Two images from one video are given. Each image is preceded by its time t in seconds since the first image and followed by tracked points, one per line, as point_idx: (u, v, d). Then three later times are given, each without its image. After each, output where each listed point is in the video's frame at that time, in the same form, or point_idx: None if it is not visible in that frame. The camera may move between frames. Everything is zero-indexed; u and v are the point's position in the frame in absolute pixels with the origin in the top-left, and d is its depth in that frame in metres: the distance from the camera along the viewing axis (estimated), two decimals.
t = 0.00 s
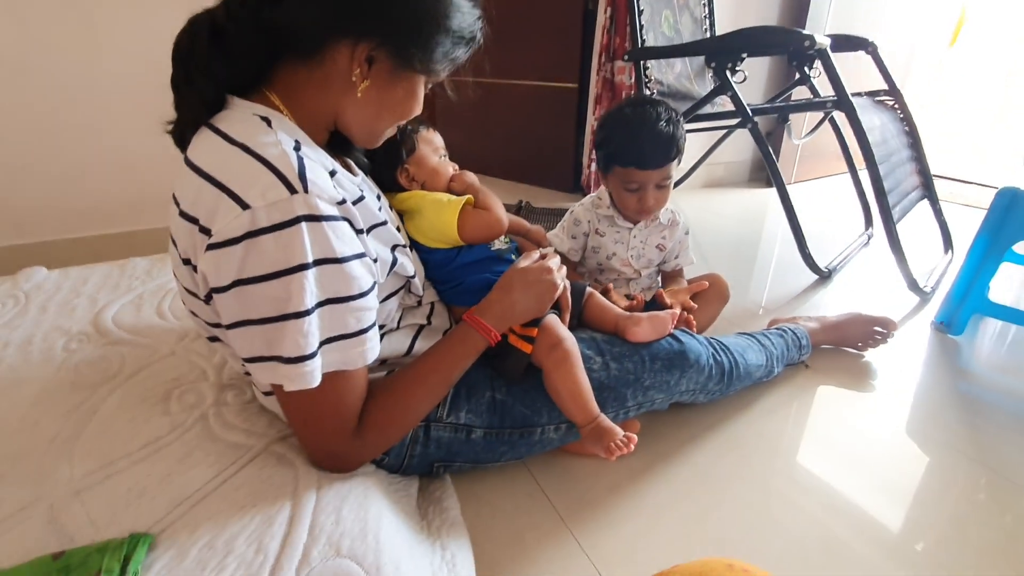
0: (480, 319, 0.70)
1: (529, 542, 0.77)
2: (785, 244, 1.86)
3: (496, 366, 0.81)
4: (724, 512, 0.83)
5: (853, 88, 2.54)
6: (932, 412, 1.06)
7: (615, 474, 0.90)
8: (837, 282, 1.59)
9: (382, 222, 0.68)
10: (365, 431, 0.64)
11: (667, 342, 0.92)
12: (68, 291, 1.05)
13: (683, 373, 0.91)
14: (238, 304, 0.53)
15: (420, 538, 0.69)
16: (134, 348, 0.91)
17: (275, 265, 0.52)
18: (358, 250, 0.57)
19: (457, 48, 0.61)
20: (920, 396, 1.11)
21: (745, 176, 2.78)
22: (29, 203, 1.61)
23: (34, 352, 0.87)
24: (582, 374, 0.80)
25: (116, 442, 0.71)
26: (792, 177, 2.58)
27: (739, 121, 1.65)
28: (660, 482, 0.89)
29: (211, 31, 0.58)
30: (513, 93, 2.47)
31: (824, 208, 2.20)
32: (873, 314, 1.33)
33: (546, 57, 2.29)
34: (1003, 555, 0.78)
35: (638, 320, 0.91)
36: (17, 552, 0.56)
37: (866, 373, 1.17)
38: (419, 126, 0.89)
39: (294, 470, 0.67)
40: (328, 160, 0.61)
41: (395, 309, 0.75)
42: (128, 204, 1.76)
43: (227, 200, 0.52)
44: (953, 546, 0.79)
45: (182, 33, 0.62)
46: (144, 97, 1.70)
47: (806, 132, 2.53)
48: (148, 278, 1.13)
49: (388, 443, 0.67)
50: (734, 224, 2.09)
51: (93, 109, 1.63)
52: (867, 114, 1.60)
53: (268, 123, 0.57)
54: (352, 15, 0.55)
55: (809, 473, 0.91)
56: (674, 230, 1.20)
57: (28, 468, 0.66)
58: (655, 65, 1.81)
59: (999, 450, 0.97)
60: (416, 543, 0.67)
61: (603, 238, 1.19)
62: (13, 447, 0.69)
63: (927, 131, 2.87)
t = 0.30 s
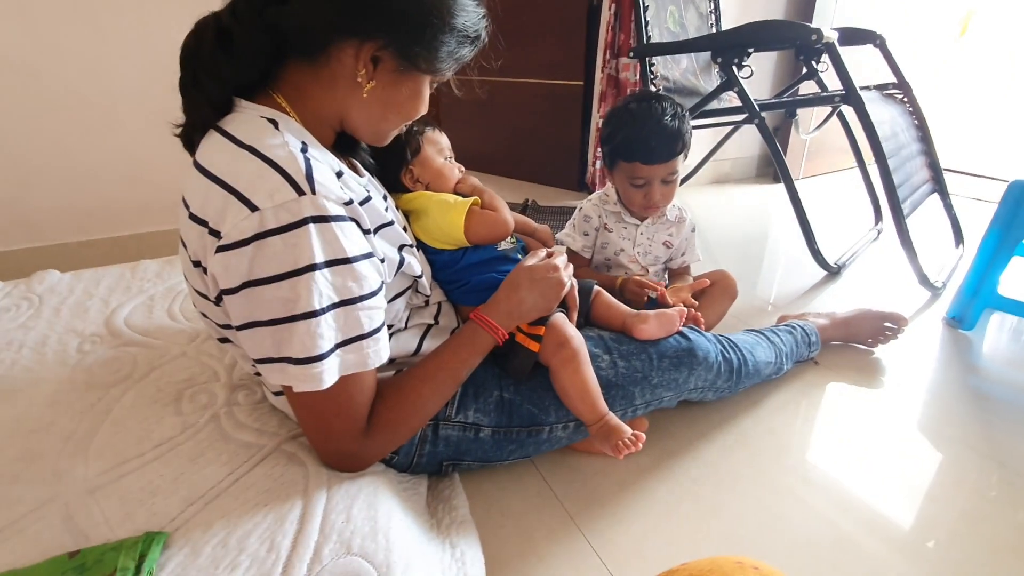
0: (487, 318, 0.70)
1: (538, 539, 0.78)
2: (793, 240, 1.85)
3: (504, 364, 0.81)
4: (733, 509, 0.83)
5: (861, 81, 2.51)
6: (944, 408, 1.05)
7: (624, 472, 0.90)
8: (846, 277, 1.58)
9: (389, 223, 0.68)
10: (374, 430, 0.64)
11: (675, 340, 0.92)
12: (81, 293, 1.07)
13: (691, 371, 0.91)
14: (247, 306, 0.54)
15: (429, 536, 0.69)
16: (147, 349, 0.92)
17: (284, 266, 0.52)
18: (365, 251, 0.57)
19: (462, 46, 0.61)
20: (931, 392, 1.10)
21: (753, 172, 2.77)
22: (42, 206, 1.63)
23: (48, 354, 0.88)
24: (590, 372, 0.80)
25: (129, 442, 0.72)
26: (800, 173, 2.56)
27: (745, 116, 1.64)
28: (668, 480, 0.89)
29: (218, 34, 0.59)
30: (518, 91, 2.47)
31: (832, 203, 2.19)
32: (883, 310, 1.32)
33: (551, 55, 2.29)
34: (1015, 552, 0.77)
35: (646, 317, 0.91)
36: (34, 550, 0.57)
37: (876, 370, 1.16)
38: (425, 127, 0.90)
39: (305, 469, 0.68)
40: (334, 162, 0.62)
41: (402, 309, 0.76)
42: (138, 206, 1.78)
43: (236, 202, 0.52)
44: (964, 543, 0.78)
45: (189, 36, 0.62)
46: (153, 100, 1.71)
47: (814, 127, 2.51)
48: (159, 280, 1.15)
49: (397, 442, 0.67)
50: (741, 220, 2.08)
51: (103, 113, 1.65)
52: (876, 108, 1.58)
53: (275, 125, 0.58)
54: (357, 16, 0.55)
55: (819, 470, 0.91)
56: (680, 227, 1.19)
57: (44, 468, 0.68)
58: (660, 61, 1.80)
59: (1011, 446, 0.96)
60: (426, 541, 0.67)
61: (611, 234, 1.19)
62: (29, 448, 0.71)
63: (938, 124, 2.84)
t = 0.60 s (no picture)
0: (494, 315, 0.70)
1: (547, 536, 0.78)
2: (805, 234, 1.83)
3: (511, 361, 0.81)
4: (743, 505, 0.83)
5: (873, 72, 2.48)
6: (959, 403, 1.04)
7: (633, 468, 0.90)
8: (859, 271, 1.56)
9: (394, 222, 0.68)
10: (382, 428, 0.65)
11: (683, 335, 0.91)
12: (95, 295, 1.09)
13: (700, 367, 0.91)
14: (255, 304, 0.55)
15: (437, 532, 0.70)
16: (159, 349, 0.93)
17: (290, 266, 0.53)
18: (370, 249, 0.58)
19: (465, 45, 0.61)
20: (946, 387, 1.08)
21: (763, 166, 2.74)
22: (58, 211, 1.66)
23: (64, 355, 0.90)
24: (597, 368, 0.80)
25: (142, 440, 0.73)
26: (811, 166, 2.53)
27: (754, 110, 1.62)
28: (678, 476, 0.88)
29: (224, 37, 0.60)
30: (525, 89, 2.47)
31: (845, 197, 2.16)
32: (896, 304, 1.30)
33: (557, 52, 2.29)
34: None
35: (654, 313, 0.90)
36: (49, 546, 0.58)
37: (889, 364, 1.15)
38: (431, 127, 0.90)
39: (314, 466, 0.68)
40: (340, 162, 0.62)
41: (409, 307, 0.76)
42: (151, 208, 1.81)
43: (243, 203, 0.53)
44: (980, 539, 0.77)
45: (196, 39, 0.63)
46: (164, 104, 1.73)
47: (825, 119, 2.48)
48: (171, 281, 1.16)
49: (405, 439, 0.68)
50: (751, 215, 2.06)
51: (116, 118, 1.67)
52: (887, 99, 1.56)
53: (281, 126, 0.58)
54: (360, 16, 0.55)
55: (830, 465, 0.90)
56: (689, 223, 1.19)
57: (60, 466, 0.69)
58: (667, 56, 1.79)
59: None
60: (434, 538, 0.68)
61: (620, 231, 1.19)
62: (45, 447, 0.72)
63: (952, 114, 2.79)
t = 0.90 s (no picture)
0: (505, 310, 0.71)
1: (561, 528, 0.78)
2: (822, 227, 1.81)
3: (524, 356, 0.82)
4: (758, 498, 0.83)
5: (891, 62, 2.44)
6: (980, 396, 1.02)
7: (647, 462, 0.90)
8: (878, 264, 1.54)
9: (407, 219, 0.70)
10: (396, 421, 0.66)
11: (695, 329, 0.91)
12: (121, 296, 1.12)
13: (713, 360, 0.91)
14: (273, 299, 0.56)
15: (452, 523, 0.71)
16: (183, 346, 0.96)
17: (307, 261, 0.54)
18: (384, 245, 0.59)
19: (474, 43, 0.62)
20: (967, 380, 1.06)
21: (780, 160, 2.71)
22: (86, 217, 1.71)
23: (92, 353, 0.93)
24: (609, 362, 0.81)
25: (167, 434, 0.75)
26: (829, 159, 2.50)
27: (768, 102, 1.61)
28: (692, 470, 0.88)
29: (241, 42, 0.62)
30: (538, 88, 2.48)
31: (863, 189, 2.13)
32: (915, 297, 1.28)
33: (568, 49, 2.29)
34: None
35: (666, 307, 0.90)
36: (81, 533, 0.60)
37: (909, 358, 1.13)
38: (443, 126, 0.91)
39: (331, 458, 0.70)
40: (353, 160, 0.64)
41: (422, 303, 0.78)
42: (173, 212, 1.85)
43: (260, 201, 0.55)
44: (1000, 535, 0.76)
45: (214, 43, 0.65)
46: (185, 110, 1.78)
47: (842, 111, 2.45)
48: (193, 282, 1.19)
49: (419, 431, 0.69)
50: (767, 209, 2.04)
51: (139, 125, 1.72)
52: (905, 89, 1.54)
53: (296, 126, 0.60)
54: (372, 17, 0.57)
55: (846, 459, 0.89)
56: (702, 220, 1.18)
57: (90, 458, 0.72)
58: (679, 50, 1.79)
59: None
60: (449, 528, 0.69)
61: (630, 226, 1.19)
62: (75, 440, 0.75)
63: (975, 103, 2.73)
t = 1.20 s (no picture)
0: (509, 308, 0.71)
1: (567, 527, 0.78)
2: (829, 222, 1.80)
3: (528, 354, 0.82)
4: (767, 496, 0.82)
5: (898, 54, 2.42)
6: (993, 391, 1.01)
7: (654, 460, 0.90)
8: (887, 259, 1.52)
9: (409, 218, 0.70)
10: (399, 421, 0.66)
11: (701, 325, 0.91)
12: (129, 298, 1.13)
13: (720, 357, 0.90)
14: (276, 300, 0.56)
15: (458, 522, 0.71)
16: (189, 348, 0.96)
17: (309, 261, 0.54)
18: (385, 244, 0.59)
19: (475, 39, 0.62)
20: (979, 375, 1.05)
21: (786, 155, 2.70)
22: (94, 220, 1.72)
23: (100, 355, 0.94)
24: (614, 359, 0.80)
25: (173, 435, 0.76)
26: (836, 153, 2.48)
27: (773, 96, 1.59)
28: (700, 467, 0.88)
29: (241, 42, 0.62)
30: (541, 86, 2.47)
31: (871, 183, 2.11)
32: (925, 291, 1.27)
33: (572, 46, 2.28)
34: None
35: (671, 303, 0.90)
36: (88, 534, 0.61)
37: (919, 353, 1.12)
38: (445, 124, 0.91)
39: (336, 458, 0.70)
40: (355, 160, 0.64)
41: (426, 302, 0.77)
42: (181, 214, 1.86)
43: (262, 201, 0.54)
44: (1013, 532, 0.75)
45: (215, 44, 0.65)
46: (190, 113, 1.79)
47: (849, 104, 2.43)
48: (200, 283, 1.20)
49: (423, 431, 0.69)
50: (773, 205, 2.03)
51: (145, 128, 1.73)
52: (913, 81, 1.52)
53: (298, 126, 0.60)
54: (372, 15, 0.56)
55: (855, 456, 0.88)
56: (706, 214, 1.18)
57: (98, 459, 0.72)
58: (683, 46, 1.77)
59: None
60: (455, 527, 0.69)
61: (634, 222, 1.18)
62: (84, 442, 0.75)
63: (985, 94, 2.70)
